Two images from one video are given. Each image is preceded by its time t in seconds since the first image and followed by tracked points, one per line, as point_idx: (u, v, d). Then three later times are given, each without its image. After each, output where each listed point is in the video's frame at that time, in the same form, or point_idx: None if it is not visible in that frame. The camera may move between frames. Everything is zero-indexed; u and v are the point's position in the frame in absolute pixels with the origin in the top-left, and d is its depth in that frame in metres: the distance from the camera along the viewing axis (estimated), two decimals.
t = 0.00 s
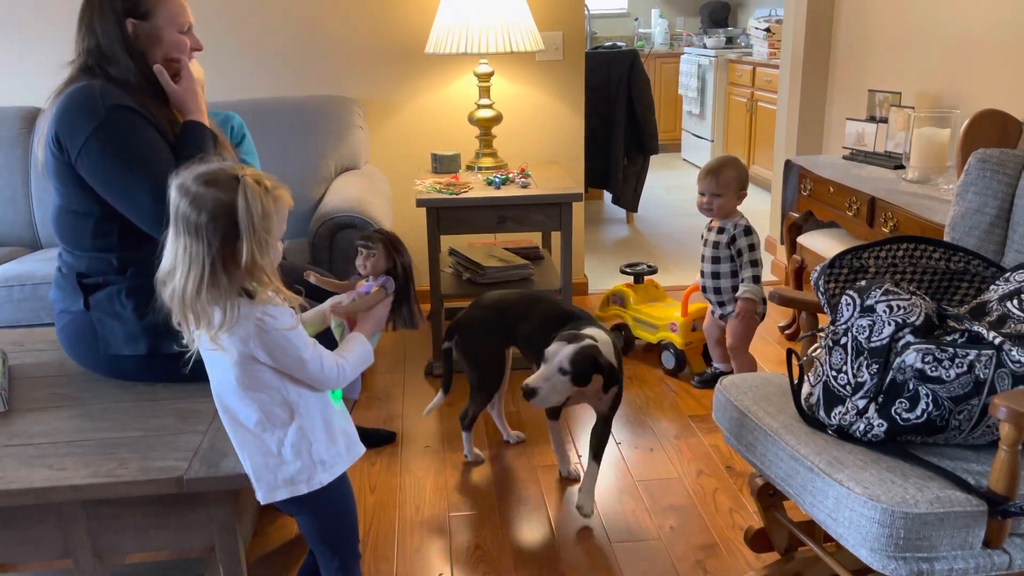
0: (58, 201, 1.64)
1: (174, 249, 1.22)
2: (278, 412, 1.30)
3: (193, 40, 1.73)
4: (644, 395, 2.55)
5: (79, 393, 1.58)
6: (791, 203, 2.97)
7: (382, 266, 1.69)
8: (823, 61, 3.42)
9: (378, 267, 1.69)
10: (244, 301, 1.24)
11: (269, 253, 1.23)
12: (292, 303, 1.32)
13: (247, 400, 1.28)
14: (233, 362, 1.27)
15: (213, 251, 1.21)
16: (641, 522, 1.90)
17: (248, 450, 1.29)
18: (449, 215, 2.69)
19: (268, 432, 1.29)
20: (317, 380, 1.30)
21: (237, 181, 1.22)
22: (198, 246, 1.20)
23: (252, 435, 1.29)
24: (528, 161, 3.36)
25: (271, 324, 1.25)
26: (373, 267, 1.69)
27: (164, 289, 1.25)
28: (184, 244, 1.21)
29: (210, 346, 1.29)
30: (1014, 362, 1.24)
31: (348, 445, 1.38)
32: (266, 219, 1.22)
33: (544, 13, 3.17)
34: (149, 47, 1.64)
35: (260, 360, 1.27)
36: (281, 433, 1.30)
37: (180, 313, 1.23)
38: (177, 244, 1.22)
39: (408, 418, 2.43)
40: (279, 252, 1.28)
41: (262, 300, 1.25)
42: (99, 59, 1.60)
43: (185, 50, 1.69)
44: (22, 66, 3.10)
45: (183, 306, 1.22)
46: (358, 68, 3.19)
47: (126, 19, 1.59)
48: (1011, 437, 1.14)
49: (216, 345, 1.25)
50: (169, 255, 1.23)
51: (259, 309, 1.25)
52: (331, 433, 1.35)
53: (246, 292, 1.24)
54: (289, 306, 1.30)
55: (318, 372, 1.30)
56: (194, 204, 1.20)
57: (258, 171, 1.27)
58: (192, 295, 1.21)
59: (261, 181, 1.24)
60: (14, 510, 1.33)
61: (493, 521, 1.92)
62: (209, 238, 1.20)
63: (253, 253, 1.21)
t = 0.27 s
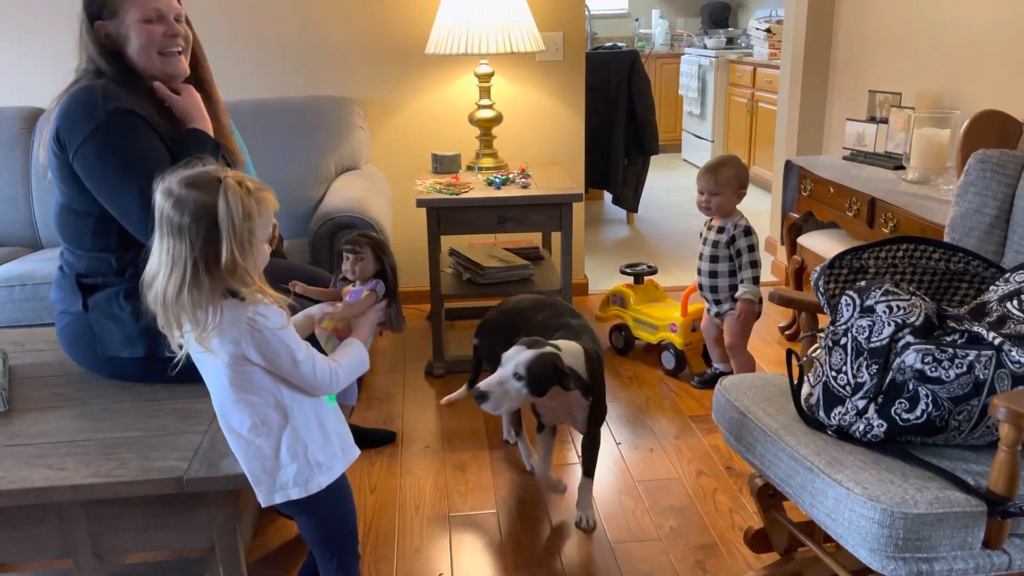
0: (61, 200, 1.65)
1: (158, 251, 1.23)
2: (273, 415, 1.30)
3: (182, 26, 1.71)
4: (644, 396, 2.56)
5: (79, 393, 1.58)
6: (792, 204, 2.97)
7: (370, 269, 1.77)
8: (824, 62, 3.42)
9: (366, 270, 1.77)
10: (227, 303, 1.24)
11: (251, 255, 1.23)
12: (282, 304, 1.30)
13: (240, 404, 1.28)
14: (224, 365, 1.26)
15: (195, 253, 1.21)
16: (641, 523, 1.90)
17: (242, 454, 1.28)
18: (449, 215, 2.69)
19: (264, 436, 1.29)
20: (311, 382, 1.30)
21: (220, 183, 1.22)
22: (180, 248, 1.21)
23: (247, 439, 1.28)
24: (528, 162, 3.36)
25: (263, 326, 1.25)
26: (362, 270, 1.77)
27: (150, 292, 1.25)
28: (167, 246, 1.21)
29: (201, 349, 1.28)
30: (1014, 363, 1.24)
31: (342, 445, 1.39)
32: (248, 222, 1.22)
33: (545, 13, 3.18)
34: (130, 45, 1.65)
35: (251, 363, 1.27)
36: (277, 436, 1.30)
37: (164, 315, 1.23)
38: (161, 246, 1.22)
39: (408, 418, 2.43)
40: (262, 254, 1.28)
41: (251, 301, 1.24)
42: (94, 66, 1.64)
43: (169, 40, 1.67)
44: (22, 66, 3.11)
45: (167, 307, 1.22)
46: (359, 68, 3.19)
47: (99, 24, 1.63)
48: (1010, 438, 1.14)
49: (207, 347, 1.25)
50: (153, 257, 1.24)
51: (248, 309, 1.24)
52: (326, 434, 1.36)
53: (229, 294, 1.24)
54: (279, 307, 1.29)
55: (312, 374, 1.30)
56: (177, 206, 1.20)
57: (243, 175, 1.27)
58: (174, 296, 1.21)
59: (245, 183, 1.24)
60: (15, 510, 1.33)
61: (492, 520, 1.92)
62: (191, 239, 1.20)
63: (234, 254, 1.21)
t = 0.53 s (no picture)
0: (71, 198, 1.66)
1: (159, 248, 1.23)
2: (268, 417, 1.29)
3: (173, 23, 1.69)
4: (644, 396, 2.56)
5: (80, 393, 1.58)
6: (793, 204, 2.97)
7: (370, 284, 1.80)
8: (824, 63, 3.42)
9: (366, 286, 1.80)
10: (223, 300, 1.24)
11: (249, 253, 1.23)
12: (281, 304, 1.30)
13: (234, 403, 1.27)
14: (221, 363, 1.26)
15: (193, 249, 1.21)
16: (642, 523, 1.90)
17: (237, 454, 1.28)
18: (450, 216, 2.69)
19: (258, 438, 1.28)
20: (305, 387, 1.30)
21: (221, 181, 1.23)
22: (179, 244, 1.21)
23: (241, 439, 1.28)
24: (528, 162, 3.36)
25: (259, 327, 1.24)
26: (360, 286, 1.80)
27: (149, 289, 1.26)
28: (167, 243, 1.22)
29: (197, 346, 1.28)
30: (1015, 364, 1.24)
31: (336, 452, 1.38)
32: (249, 221, 1.22)
33: (545, 14, 3.18)
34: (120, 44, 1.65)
35: (247, 362, 1.26)
36: (271, 438, 1.29)
37: (161, 310, 1.23)
38: (160, 242, 1.23)
39: (409, 419, 2.43)
40: (263, 254, 1.28)
41: (251, 300, 1.25)
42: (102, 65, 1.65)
43: (159, 37, 1.66)
44: (22, 66, 3.11)
45: (163, 303, 1.22)
46: (359, 69, 3.19)
47: (93, 22, 1.64)
48: (1011, 439, 1.14)
49: (204, 345, 1.24)
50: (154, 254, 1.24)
51: (247, 308, 1.24)
52: (320, 440, 1.35)
53: (225, 291, 1.24)
54: (277, 307, 1.28)
55: (306, 379, 1.29)
56: (178, 203, 1.21)
57: (246, 175, 1.28)
58: (171, 292, 1.21)
59: (247, 182, 1.25)
60: (15, 509, 1.33)
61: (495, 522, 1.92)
62: (190, 236, 1.21)
63: (233, 251, 1.21)
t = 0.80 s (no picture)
0: (74, 195, 1.66)
1: (168, 244, 1.24)
2: (268, 415, 1.28)
3: (189, 27, 1.71)
4: (644, 398, 2.56)
5: (79, 394, 1.58)
6: (794, 206, 2.97)
7: (374, 291, 1.85)
8: (825, 64, 3.42)
9: (370, 292, 1.84)
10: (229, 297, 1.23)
11: (258, 252, 1.24)
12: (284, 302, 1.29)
13: (234, 400, 1.27)
14: (222, 359, 1.25)
15: (203, 246, 1.21)
16: (642, 524, 1.90)
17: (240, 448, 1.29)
18: (450, 217, 2.69)
19: (258, 436, 1.28)
20: (305, 388, 1.28)
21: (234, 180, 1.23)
22: (189, 240, 1.21)
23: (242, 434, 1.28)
24: (529, 163, 3.36)
25: (261, 325, 1.23)
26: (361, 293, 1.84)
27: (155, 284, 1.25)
28: (177, 239, 1.22)
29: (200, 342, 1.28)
30: (1015, 366, 1.23)
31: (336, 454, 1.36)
32: (261, 220, 1.23)
33: (546, 16, 3.18)
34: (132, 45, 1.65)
35: (247, 360, 1.25)
36: (270, 438, 1.28)
37: (167, 306, 1.23)
38: (170, 238, 1.23)
39: (410, 420, 2.44)
40: (270, 254, 1.28)
41: (254, 298, 1.24)
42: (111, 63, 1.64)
43: (172, 42, 1.66)
44: (23, 66, 3.11)
45: (170, 299, 1.22)
46: (360, 69, 3.19)
47: (105, 24, 1.64)
48: (1011, 441, 1.14)
49: (207, 340, 1.23)
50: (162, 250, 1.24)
51: (252, 306, 1.23)
52: (320, 441, 1.33)
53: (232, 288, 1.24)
54: (281, 306, 1.27)
55: (306, 381, 1.27)
56: (190, 200, 1.21)
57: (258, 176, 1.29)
58: (178, 288, 1.21)
59: (260, 183, 1.26)
60: (14, 510, 1.33)
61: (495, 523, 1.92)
62: (200, 233, 1.21)
63: (243, 250, 1.21)
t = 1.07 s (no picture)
0: (66, 193, 1.64)
1: (169, 244, 1.23)
2: (265, 413, 1.29)
3: (199, 37, 1.71)
4: (644, 399, 2.56)
5: (79, 395, 1.58)
6: (794, 206, 2.97)
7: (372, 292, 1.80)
8: (825, 65, 3.43)
9: (369, 292, 1.80)
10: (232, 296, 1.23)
11: (260, 250, 1.24)
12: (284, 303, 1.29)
13: (229, 397, 1.27)
14: (220, 357, 1.25)
15: (205, 245, 1.21)
16: (642, 525, 1.90)
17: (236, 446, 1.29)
18: (449, 217, 2.69)
19: (255, 433, 1.28)
20: (301, 387, 1.28)
21: (232, 178, 1.23)
22: (191, 240, 1.21)
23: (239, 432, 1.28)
24: (529, 164, 3.36)
25: (258, 324, 1.23)
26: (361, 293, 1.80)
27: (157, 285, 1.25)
28: (178, 238, 1.22)
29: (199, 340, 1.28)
30: (1015, 367, 1.23)
31: (332, 454, 1.36)
32: (260, 217, 1.23)
33: (545, 16, 3.18)
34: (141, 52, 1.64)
35: (242, 359, 1.25)
36: (266, 436, 1.29)
37: (169, 306, 1.23)
38: (171, 237, 1.23)
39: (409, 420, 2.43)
40: (271, 251, 1.28)
41: (251, 296, 1.23)
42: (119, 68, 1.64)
43: (183, 51, 1.66)
44: (23, 66, 3.11)
45: (172, 298, 1.22)
46: (360, 70, 3.19)
47: (115, 31, 1.64)
48: (1011, 442, 1.14)
49: (204, 338, 1.24)
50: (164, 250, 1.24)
51: (247, 305, 1.23)
52: (315, 441, 1.33)
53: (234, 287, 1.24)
54: (279, 304, 1.27)
55: (302, 380, 1.27)
56: (190, 199, 1.21)
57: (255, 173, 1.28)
58: (181, 287, 1.21)
59: (257, 179, 1.25)
60: (14, 510, 1.33)
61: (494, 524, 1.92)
62: (202, 232, 1.21)
63: (244, 247, 1.21)
